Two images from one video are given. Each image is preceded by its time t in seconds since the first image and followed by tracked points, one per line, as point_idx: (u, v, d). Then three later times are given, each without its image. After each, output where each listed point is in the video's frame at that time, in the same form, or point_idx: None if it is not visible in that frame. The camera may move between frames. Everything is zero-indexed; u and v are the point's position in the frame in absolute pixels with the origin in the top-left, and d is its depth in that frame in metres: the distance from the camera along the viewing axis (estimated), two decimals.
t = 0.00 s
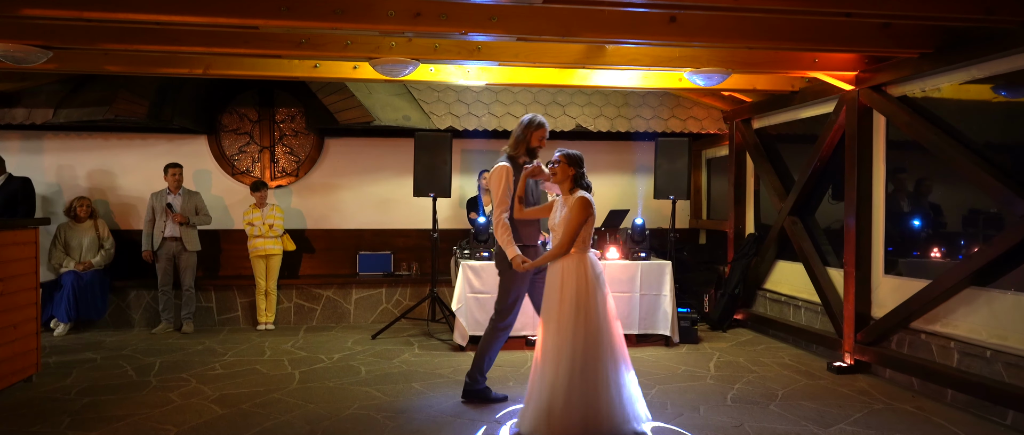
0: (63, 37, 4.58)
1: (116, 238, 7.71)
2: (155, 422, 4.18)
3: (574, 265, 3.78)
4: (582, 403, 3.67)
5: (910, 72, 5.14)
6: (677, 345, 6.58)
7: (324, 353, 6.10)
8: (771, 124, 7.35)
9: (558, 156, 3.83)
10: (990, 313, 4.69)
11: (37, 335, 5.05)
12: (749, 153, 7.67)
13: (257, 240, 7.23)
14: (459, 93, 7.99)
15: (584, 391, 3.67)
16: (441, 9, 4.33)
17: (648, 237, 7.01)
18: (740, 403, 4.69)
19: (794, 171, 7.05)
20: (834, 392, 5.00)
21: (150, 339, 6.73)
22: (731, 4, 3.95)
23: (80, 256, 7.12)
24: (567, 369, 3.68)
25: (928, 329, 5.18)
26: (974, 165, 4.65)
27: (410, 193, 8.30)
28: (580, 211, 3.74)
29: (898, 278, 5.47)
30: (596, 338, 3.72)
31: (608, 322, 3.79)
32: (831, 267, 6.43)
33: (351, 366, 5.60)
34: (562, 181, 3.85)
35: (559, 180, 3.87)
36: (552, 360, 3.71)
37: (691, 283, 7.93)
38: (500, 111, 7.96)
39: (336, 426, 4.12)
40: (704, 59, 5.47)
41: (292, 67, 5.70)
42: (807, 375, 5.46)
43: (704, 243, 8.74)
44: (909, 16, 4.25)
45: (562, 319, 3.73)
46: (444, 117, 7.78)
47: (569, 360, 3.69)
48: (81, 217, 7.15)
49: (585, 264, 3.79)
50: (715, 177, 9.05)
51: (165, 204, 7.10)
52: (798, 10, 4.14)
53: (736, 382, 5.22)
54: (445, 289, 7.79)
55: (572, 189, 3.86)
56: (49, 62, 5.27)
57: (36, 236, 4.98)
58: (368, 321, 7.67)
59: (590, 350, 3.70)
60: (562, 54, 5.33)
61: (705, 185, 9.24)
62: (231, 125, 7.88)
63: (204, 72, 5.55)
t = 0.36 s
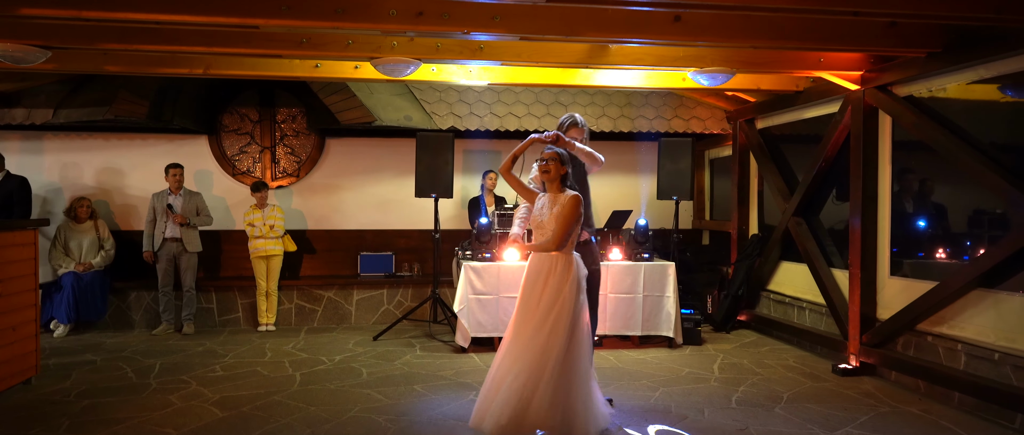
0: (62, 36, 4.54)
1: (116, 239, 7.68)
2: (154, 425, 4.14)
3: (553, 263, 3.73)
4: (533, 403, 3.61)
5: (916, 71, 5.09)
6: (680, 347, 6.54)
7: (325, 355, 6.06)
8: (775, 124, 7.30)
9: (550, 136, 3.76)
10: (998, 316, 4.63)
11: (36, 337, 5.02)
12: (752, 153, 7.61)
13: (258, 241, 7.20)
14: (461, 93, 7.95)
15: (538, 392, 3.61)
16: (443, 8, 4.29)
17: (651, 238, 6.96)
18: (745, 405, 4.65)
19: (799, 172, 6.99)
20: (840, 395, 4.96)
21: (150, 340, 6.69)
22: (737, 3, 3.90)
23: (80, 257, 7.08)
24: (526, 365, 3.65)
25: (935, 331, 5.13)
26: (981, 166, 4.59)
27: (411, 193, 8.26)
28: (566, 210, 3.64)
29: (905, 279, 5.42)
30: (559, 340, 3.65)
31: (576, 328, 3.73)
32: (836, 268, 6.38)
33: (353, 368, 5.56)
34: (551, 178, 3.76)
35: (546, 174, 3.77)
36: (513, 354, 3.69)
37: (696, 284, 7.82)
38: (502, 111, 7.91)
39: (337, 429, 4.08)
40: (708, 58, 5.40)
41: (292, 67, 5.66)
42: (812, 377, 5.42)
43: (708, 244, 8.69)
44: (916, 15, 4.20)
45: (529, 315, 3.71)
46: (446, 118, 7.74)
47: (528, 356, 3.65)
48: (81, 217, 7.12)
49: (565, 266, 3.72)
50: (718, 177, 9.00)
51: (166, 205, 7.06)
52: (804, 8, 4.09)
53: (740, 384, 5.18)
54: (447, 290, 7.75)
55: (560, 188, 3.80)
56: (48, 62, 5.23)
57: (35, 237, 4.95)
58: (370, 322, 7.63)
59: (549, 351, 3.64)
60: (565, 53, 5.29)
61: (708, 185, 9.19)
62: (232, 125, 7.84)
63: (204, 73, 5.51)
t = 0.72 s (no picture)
0: (59, 35, 4.50)
1: (114, 239, 7.63)
2: (152, 428, 4.09)
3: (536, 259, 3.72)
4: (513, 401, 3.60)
5: (921, 70, 5.03)
6: (683, 348, 6.48)
7: (325, 356, 6.01)
8: (778, 123, 7.25)
9: (590, 163, 3.55)
10: (1005, 317, 4.58)
11: (33, 339, 4.97)
12: (755, 153, 7.56)
13: (257, 241, 7.16)
14: (462, 92, 7.90)
15: (518, 389, 3.59)
16: (444, 6, 4.24)
17: (653, 239, 6.91)
18: (749, 408, 4.59)
19: (802, 172, 6.95)
20: (844, 396, 4.91)
21: (149, 341, 6.65)
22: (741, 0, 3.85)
23: (78, 258, 7.04)
24: (512, 361, 3.65)
25: (941, 333, 5.08)
26: (987, 165, 4.54)
27: (412, 193, 8.22)
28: (554, 217, 3.78)
29: (909, 280, 5.37)
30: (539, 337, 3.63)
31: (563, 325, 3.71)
32: (839, 269, 6.33)
33: (353, 370, 5.52)
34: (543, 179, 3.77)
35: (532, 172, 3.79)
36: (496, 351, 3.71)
37: (698, 285, 7.88)
38: (503, 111, 7.86)
39: (336, 432, 4.03)
40: (711, 57, 5.31)
41: (292, 66, 5.62)
42: (816, 379, 5.36)
43: (710, 244, 8.65)
44: (924, 13, 4.15)
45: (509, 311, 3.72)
46: (446, 117, 7.70)
47: (509, 353, 3.66)
48: (79, 218, 7.09)
49: (550, 262, 3.72)
50: (721, 177, 8.96)
51: (165, 205, 7.02)
52: (810, 6, 4.04)
53: (743, 386, 5.12)
54: (447, 291, 7.70)
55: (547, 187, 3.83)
56: (45, 61, 5.18)
57: (31, 238, 4.91)
58: (370, 323, 7.59)
59: (530, 348, 3.62)
60: (567, 51, 5.25)
61: (710, 185, 9.14)
62: (232, 125, 7.79)
63: (203, 71, 5.45)
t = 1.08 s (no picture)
0: (57, 33, 4.47)
1: (113, 240, 7.59)
2: (149, 430, 4.05)
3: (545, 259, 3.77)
4: (522, 401, 3.55)
5: (926, 69, 4.96)
6: (685, 349, 6.42)
7: (325, 358, 5.97)
8: (781, 123, 7.19)
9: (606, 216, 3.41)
10: (1012, 318, 4.52)
11: (30, 341, 4.93)
12: (757, 152, 7.50)
13: (257, 242, 7.11)
14: (462, 92, 7.85)
15: (529, 390, 3.57)
16: (444, 4, 4.18)
17: (655, 239, 6.86)
18: (753, 410, 4.54)
19: (805, 172, 6.88)
20: (849, 398, 4.85)
21: (148, 342, 6.61)
22: None
23: (77, 258, 7.02)
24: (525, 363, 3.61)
25: (947, 334, 5.02)
26: (993, 165, 4.48)
27: (412, 193, 8.17)
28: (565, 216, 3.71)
29: (915, 281, 5.31)
30: (549, 337, 3.61)
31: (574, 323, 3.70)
32: (843, 269, 6.27)
33: (353, 371, 5.47)
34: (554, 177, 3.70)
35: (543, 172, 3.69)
36: (503, 352, 3.67)
37: (700, 285, 7.84)
38: (504, 110, 7.80)
39: None
40: (714, 55, 5.26)
41: (291, 65, 5.57)
42: (820, 381, 5.31)
43: (712, 244, 8.60)
44: (930, 11, 4.10)
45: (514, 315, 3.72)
46: (446, 116, 7.65)
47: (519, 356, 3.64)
48: (77, 218, 7.05)
49: (560, 263, 3.72)
50: (723, 177, 8.91)
51: (164, 205, 6.99)
52: (815, 3, 3.98)
53: (747, 388, 5.07)
54: (448, 291, 7.65)
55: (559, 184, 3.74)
56: (42, 60, 5.15)
57: (28, 238, 4.86)
58: (370, 324, 7.54)
59: (540, 349, 3.61)
60: (569, 50, 5.21)
61: (713, 185, 9.08)
62: (231, 124, 7.75)
63: (201, 71, 5.40)
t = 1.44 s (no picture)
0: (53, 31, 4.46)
1: (110, 240, 7.55)
2: (144, 432, 4.00)
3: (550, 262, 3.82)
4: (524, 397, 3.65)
5: (930, 67, 4.92)
6: (686, 350, 6.38)
7: (323, 359, 5.92)
8: (783, 122, 7.15)
9: (602, 221, 3.40)
10: (1016, 318, 4.48)
11: (25, 342, 4.89)
12: (759, 152, 7.46)
13: (255, 241, 7.06)
14: (462, 91, 7.80)
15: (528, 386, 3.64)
16: (443, 1, 4.14)
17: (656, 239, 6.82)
18: (755, 412, 4.49)
19: (807, 171, 6.83)
20: (852, 400, 4.80)
21: (145, 343, 6.57)
22: None
23: (73, 258, 6.98)
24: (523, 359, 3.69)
25: (950, 335, 4.96)
26: (997, 164, 4.44)
27: (412, 193, 8.13)
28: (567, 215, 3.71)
29: (918, 281, 5.26)
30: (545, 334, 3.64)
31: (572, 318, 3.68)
32: (845, 269, 6.21)
33: (351, 372, 5.42)
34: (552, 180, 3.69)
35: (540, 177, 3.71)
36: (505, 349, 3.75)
37: (701, 285, 7.81)
38: (504, 109, 7.76)
39: None
40: (715, 53, 5.23)
41: (290, 63, 5.53)
42: (822, 382, 5.26)
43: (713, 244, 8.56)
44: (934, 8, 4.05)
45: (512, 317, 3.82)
46: (446, 116, 7.60)
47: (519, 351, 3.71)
48: (74, 218, 7.01)
49: (558, 264, 3.76)
50: (724, 176, 8.87)
51: (161, 205, 6.95)
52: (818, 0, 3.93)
53: (749, 389, 5.02)
54: (447, 291, 7.60)
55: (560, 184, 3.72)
56: (38, 58, 5.13)
57: (24, 238, 4.83)
58: (369, 324, 7.50)
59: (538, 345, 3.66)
60: (569, 49, 5.17)
61: (714, 185, 9.05)
62: (229, 124, 7.71)
63: (198, 69, 5.35)
